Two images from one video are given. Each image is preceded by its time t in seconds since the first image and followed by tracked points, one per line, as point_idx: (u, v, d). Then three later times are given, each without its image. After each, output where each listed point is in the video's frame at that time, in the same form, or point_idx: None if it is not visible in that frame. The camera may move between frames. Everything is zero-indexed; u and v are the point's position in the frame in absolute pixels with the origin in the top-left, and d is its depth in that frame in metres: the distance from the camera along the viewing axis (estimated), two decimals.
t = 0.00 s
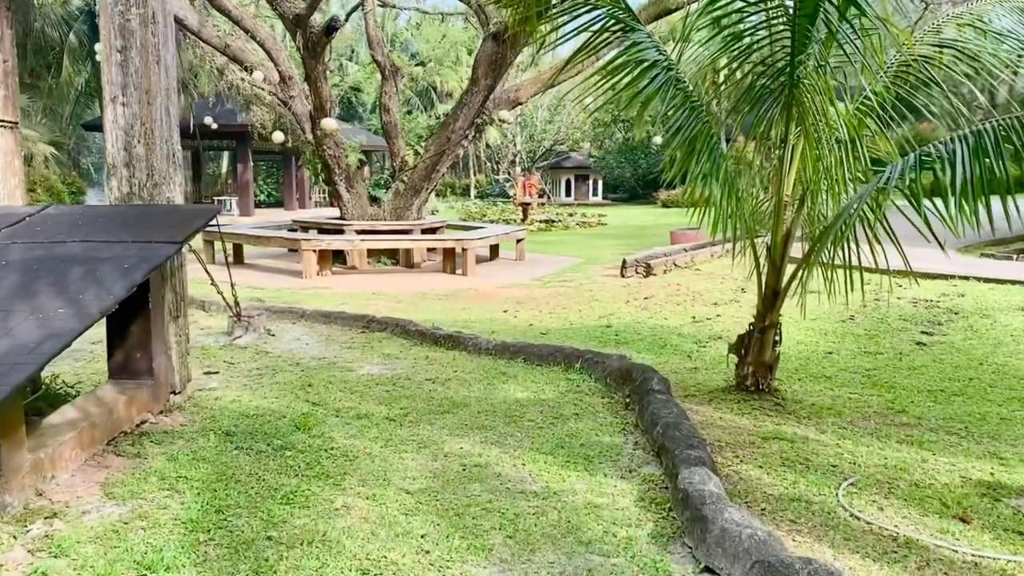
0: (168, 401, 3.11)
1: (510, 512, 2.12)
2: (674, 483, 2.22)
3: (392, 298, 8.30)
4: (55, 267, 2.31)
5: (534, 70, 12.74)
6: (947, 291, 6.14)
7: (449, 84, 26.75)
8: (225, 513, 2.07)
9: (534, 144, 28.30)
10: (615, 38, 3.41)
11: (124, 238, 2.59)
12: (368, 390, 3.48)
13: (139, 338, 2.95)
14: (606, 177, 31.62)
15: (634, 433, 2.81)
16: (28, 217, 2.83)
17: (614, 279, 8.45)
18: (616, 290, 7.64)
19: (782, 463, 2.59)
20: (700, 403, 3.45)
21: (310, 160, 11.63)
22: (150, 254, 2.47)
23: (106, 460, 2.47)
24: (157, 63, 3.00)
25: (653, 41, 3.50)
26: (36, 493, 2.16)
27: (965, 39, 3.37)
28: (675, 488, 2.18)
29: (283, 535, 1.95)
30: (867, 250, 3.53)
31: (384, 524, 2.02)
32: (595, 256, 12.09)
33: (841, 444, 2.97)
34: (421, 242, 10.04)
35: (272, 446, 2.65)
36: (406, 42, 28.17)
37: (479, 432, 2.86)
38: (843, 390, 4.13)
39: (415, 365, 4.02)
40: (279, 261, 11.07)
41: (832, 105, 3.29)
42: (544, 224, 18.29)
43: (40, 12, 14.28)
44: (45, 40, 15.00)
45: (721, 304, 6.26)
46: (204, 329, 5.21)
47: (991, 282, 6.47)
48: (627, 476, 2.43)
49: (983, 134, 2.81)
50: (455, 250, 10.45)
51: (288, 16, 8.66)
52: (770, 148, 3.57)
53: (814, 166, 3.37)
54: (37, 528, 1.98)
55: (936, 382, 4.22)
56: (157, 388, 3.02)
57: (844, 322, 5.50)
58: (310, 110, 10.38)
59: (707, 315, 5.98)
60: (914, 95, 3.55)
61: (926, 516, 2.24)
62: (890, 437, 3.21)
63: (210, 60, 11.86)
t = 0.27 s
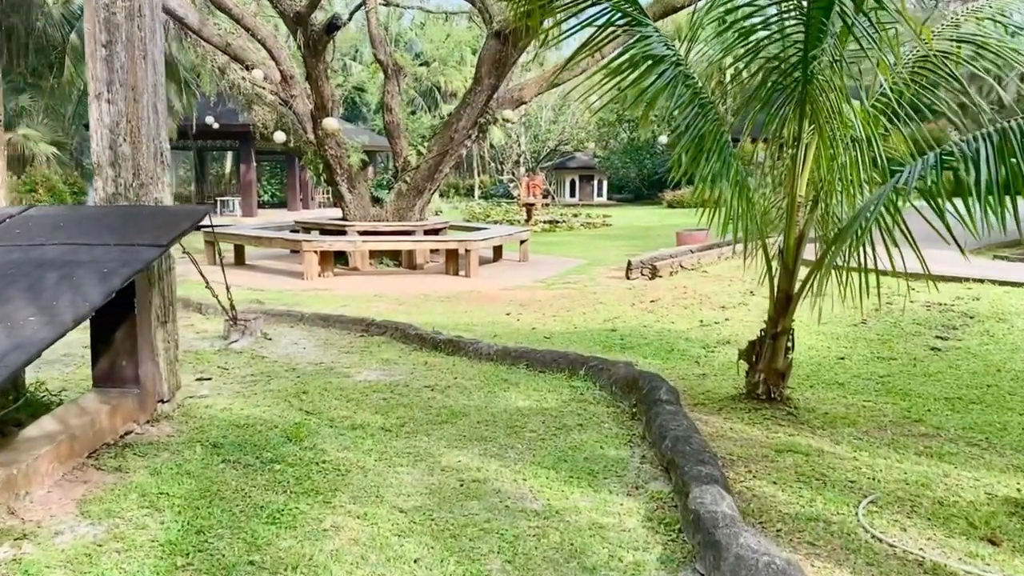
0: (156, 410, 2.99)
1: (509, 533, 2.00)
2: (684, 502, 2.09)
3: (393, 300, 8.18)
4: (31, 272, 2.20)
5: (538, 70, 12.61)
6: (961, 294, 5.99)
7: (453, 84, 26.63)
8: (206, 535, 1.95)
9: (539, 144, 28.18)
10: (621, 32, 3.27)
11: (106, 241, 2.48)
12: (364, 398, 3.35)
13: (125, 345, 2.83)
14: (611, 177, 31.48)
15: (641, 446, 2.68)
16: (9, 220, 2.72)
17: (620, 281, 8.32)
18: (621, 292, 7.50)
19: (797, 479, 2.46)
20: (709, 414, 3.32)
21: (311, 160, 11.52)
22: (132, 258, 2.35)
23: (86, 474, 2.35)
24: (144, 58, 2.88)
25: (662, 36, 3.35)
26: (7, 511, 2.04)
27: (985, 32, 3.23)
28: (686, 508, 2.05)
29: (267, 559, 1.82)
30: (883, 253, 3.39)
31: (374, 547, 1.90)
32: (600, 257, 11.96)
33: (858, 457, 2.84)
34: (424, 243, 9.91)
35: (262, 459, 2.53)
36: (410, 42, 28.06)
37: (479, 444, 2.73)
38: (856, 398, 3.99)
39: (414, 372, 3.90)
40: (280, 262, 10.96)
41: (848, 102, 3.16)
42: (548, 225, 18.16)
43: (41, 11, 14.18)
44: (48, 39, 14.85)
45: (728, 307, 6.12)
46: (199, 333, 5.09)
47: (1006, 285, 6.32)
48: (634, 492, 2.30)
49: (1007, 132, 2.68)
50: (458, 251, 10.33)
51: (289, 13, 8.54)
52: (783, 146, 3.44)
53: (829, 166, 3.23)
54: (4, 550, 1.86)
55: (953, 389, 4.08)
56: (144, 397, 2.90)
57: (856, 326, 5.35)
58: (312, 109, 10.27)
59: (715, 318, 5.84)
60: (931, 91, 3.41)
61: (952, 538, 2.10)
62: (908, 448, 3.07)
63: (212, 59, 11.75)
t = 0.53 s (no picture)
0: (145, 422, 2.88)
1: (512, 560, 1.88)
2: (699, 526, 1.97)
3: (396, 303, 8.07)
4: (9, 281, 2.09)
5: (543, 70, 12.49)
6: (977, 299, 5.86)
7: (458, 85, 26.53)
8: (190, 561, 1.83)
9: (544, 145, 28.07)
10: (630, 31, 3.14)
11: (90, 248, 2.37)
12: (363, 408, 3.23)
13: (113, 354, 2.72)
14: (616, 178, 31.36)
15: (651, 462, 2.56)
16: None
17: (626, 284, 8.19)
18: (627, 296, 7.38)
19: (816, 499, 2.33)
20: (721, 426, 3.19)
21: (314, 161, 11.41)
22: (116, 266, 2.24)
23: (67, 492, 2.23)
24: (134, 55, 2.77)
25: (672, 34, 3.22)
26: None
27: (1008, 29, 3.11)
28: (701, 533, 1.92)
29: None
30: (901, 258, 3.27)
31: None
32: (605, 259, 11.84)
33: (878, 473, 2.71)
34: (428, 244, 9.79)
35: (253, 476, 2.42)
36: (415, 43, 27.98)
37: (481, 459, 2.61)
38: (872, 407, 3.86)
39: (415, 380, 3.78)
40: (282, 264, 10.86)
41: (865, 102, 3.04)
42: (554, 226, 18.05)
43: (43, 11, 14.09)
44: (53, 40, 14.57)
45: (737, 312, 5.99)
46: (197, 337, 4.98)
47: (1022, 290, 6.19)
48: (645, 513, 2.18)
49: None
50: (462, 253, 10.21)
51: (291, 13, 8.42)
52: (798, 148, 3.31)
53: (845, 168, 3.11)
54: None
55: (972, 399, 3.94)
56: (133, 409, 2.79)
57: (869, 332, 5.22)
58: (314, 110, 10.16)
59: (724, 323, 5.71)
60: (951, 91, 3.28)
61: (984, 564, 1.97)
62: (929, 463, 2.94)
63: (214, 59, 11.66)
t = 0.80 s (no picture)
0: (137, 435, 2.77)
1: None
2: (718, 552, 1.85)
3: (400, 307, 7.96)
4: None
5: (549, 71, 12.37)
6: (994, 304, 5.72)
7: (463, 86, 26.43)
8: None
9: (549, 146, 27.97)
10: (641, 28, 3.02)
11: (77, 255, 2.26)
12: (363, 420, 3.12)
13: (103, 365, 2.61)
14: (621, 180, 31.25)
15: (665, 479, 2.44)
16: None
17: (633, 288, 8.07)
18: (634, 300, 7.26)
19: (838, 520, 2.22)
20: (735, 439, 3.07)
21: (317, 163, 11.30)
22: (102, 274, 2.12)
23: (50, 514, 2.13)
24: (125, 54, 2.66)
25: (685, 31, 3.10)
26: None
27: None
28: (720, 561, 1.81)
29: None
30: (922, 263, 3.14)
31: None
32: (611, 262, 11.72)
33: (902, 490, 2.58)
34: (432, 247, 9.69)
35: (247, 494, 2.30)
36: (420, 44, 27.90)
37: (486, 475, 2.49)
38: (890, 417, 3.73)
39: (418, 389, 3.67)
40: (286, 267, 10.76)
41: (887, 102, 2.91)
42: (559, 228, 17.93)
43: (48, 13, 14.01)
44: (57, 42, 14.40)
45: (747, 317, 5.86)
46: (196, 343, 4.87)
47: None
48: (660, 536, 2.06)
49: None
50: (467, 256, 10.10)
51: (294, 14, 8.33)
52: (814, 150, 3.19)
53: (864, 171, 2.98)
54: None
55: (993, 409, 3.81)
56: (124, 422, 2.68)
57: (884, 338, 5.09)
58: (318, 111, 10.06)
59: (734, 329, 5.58)
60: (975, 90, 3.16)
61: None
62: (954, 478, 2.81)
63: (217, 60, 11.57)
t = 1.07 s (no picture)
0: (128, 451, 2.66)
1: None
2: None
3: (404, 312, 7.85)
4: None
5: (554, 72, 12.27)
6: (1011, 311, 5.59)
7: (467, 88, 26.35)
8: None
9: (554, 148, 27.87)
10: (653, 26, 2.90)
11: (60, 265, 2.15)
12: (363, 434, 3.00)
13: (91, 379, 2.50)
14: (626, 182, 31.12)
15: (680, 500, 2.32)
16: None
17: (640, 292, 7.95)
18: (641, 305, 7.13)
19: (864, 546, 2.10)
20: (751, 455, 2.95)
21: (320, 166, 11.20)
22: (85, 286, 2.01)
23: (31, 540, 2.01)
24: (114, 53, 2.55)
25: (699, 29, 2.97)
26: None
27: None
28: None
29: None
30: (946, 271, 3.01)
31: None
32: (617, 265, 11.60)
33: (928, 512, 2.46)
34: (436, 250, 9.58)
35: (239, 516, 2.19)
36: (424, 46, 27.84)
37: (490, 495, 2.37)
38: (910, 430, 3.60)
39: (422, 400, 3.55)
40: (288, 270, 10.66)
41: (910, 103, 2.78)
42: (564, 231, 17.81)
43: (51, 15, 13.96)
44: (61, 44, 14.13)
45: (758, 324, 5.73)
46: (194, 351, 4.77)
47: None
48: (676, 564, 1.94)
49: None
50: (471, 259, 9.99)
51: (296, 14, 8.24)
52: (833, 152, 3.06)
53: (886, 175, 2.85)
54: None
55: (1016, 421, 3.68)
56: (113, 438, 2.57)
57: (899, 346, 4.96)
58: (320, 113, 9.96)
59: (744, 336, 5.45)
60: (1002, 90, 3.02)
61: None
62: (981, 497, 2.69)
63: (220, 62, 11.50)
